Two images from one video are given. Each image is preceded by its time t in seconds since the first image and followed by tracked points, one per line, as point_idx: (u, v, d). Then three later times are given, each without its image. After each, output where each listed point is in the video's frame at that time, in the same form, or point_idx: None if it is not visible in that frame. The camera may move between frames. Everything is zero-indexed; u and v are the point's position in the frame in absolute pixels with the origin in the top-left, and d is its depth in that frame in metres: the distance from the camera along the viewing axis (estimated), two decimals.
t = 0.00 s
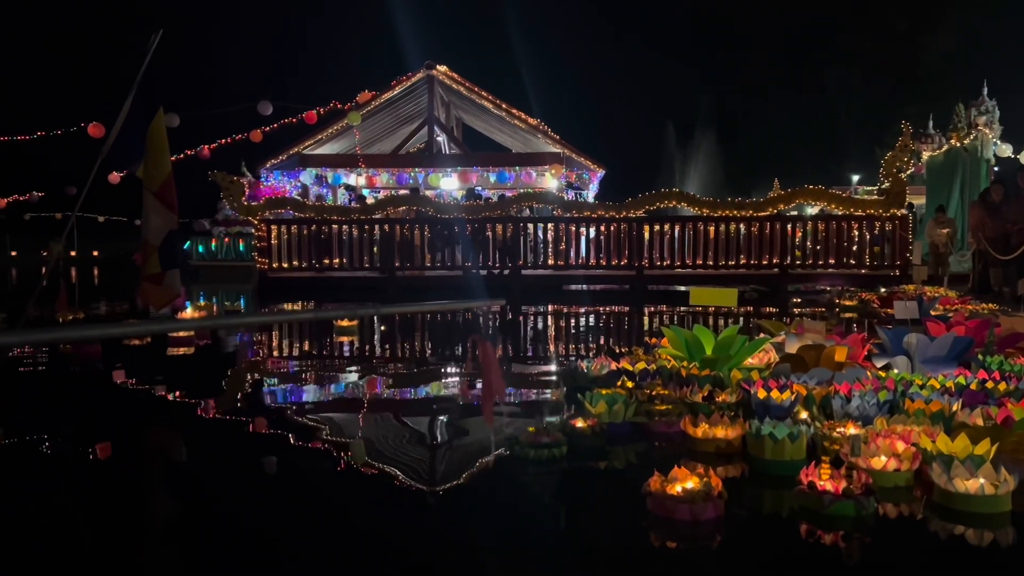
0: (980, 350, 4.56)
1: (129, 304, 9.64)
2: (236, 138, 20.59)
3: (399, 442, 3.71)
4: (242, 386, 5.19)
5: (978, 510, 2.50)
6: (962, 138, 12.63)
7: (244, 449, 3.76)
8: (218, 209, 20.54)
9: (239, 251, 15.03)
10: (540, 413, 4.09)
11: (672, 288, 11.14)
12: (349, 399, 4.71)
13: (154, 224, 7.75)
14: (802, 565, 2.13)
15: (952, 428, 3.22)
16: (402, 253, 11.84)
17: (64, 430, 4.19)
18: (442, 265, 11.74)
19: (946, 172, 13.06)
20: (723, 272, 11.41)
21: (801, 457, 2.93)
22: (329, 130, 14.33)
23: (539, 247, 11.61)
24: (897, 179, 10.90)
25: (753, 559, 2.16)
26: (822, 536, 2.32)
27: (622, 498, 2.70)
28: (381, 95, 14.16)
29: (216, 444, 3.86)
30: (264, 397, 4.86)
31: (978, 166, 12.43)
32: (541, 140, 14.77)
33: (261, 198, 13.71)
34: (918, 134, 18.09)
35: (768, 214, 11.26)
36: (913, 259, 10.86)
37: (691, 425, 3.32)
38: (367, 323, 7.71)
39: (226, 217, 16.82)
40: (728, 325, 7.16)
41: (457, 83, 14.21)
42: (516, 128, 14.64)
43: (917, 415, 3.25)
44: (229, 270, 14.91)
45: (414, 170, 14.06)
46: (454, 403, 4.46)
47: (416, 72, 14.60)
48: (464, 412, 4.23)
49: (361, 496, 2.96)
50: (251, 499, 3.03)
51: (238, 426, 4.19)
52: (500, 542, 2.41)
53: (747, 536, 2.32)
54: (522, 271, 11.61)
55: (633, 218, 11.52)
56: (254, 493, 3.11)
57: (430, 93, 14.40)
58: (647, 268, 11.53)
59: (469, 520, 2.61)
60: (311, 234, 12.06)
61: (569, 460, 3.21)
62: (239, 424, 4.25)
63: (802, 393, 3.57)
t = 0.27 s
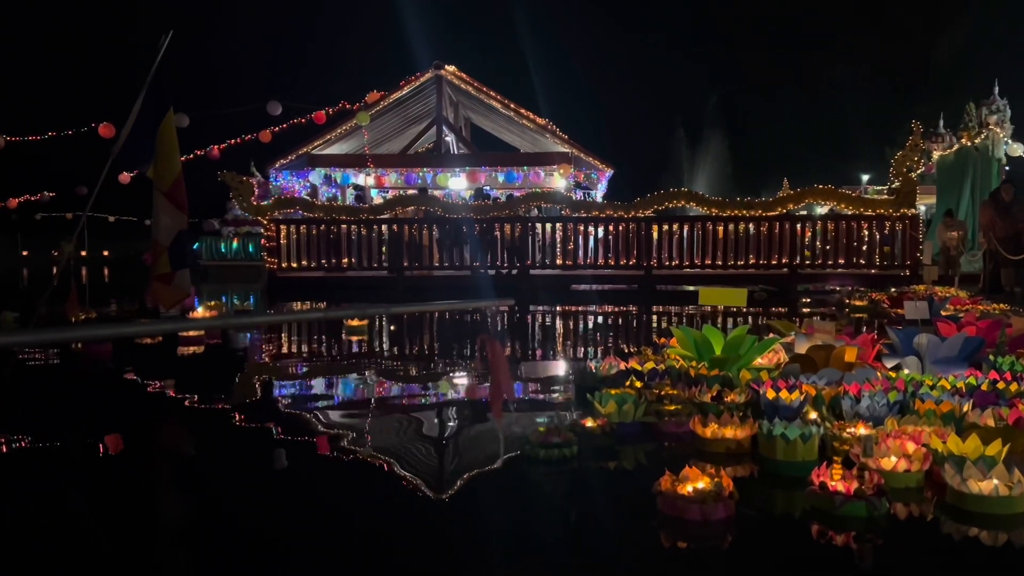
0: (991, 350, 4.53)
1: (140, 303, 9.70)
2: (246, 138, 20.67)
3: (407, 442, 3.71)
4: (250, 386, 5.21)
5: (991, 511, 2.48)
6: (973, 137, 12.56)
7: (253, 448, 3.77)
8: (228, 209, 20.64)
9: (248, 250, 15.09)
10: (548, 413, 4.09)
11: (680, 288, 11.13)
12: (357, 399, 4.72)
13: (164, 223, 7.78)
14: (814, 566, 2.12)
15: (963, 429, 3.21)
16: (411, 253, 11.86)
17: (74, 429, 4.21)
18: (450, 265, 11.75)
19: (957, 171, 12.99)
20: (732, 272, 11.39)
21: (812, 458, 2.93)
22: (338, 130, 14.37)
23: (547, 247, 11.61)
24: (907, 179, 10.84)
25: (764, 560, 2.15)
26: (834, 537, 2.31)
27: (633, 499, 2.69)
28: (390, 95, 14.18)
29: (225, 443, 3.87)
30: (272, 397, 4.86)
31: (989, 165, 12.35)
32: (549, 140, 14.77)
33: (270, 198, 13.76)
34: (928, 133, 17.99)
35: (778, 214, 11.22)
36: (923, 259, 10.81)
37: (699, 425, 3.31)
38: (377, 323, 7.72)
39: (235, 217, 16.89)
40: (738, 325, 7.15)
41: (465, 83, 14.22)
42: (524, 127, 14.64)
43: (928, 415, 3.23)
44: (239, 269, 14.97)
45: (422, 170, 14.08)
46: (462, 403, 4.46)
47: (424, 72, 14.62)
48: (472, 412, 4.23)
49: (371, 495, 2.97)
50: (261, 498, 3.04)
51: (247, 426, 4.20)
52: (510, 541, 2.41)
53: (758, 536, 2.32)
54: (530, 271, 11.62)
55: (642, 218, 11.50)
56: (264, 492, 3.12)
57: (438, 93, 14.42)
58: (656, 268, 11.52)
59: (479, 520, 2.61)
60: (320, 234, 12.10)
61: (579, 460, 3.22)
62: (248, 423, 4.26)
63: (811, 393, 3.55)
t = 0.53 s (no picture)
0: (1002, 352, 4.50)
1: (150, 304, 9.75)
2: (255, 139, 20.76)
3: (416, 442, 3.72)
4: (259, 386, 5.23)
5: (1006, 513, 2.47)
6: (984, 137, 12.49)
7: (263, 449, 3.78)
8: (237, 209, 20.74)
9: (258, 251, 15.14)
10: (557, 415, 4.09)
11: (689, 289, 11.11)
12: (366, 399, 4.73)
13: (174, 224, 7.81)
14: (826, 569, 2.12)
15: (974, 431, 3.19)
16: (419, 253, 11.87)
17: (84, 429, 4.24)
18: (459, 265, 11.76)
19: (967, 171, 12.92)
20: (741, 273, 11.36)
21: (823, 459, 2.92)
22: (347, 130, 14.40)
23: (555, 247, 11.61)
24: (917, 179, 10.80)
25: (776, 562, 2.15)
26: (846, 539, 2.31)
27: (644, 500, 2.69)
28: (398, 96, 14.21)
29: (235, 444, 3.88)
30: (281, 397, 4.88)
31: (999, 165, 12.28)
32: (557, 140, 14.77)
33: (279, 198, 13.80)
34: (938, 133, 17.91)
35: (787, 214, 11.19)
36: (933, 259, 10.76)
37: (709, 425, 3.31)
38: (388, 324, 7.73)
39: (244, 217, 16.95)
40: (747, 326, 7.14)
41: (473, 84, 14.23)
42: (532, 128, 14.64)
43: (939, 417, 3.22)
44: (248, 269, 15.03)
45: (431, 170, 14.09)
46: (471, 403, 4.47)
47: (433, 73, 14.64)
48: (481, 412, 4.23)
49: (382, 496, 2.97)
50: (272, 498, 3.06)
51: (255, 426, 4.21)
52: (520, 543, 2.42)
53: (770, 538, 2.31)
54: (538, 271, 11.62)
55: (650, 218, 11.49)
56: (272, 493, 3.13)
57: (447, 94, 14.44)
58: (664, 268, 11.51)
59: (489, 521, 2.61)
60: (329, 235, 12.12)
61: (590, 461, 3.21)
62: (257, 424, 4.27)
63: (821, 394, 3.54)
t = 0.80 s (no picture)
0: (1013, 353, 4.46)
1: (158, 304, 9.78)
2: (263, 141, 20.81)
3: (423, 442, 3.73)
4: (267, 386, 5.25)
5: (1019, 516, 2.46)
6: (994, 137, 12.40)
7: (270, 449, 3.79)
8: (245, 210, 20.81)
9: (266, 251, 15.18)
10: (565, 416, 4.08)
11: (697, 290, 11.08)
12: (374, 401, 4.72)
13: (183, 225, 7.83)
14: (838, 570, 2.11)
15: (984, 433, 3.18)
16: (427, 254, 11.87)
17: (94, 429, 4.25)
18: (466, 266, 11.77)
19: (978, 171, 12.83)
20: (749, 274, 11.33)
21: (837, 461, 2.91)
22: (356, 131, 14.41)
23: (562, 248, 11.61)
24: (927, 179, 10.76)
25: (786, 563, 2.15)
26: (857, 541, 2.30)
27: (653, 501, 2.69)
28: (406, 97, 14.23)
29: (242, 444, 3.89)
30: (289, 397, 4.90)
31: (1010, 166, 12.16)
32: (565, 141, 14.76)
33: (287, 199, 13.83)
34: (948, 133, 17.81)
35: (796, 215, 11.16)
36: (943, 260, 10.71)
37: (719, 427, 3.31)
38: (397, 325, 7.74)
39: (253, 219, 16.99)
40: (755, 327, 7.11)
41: (481, 85, 14.23)
42: (541, 128, 14.64)
43: (948, 418, 3.21)
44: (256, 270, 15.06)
45: (438, 171, 14.08)
46: (479, 404, 4.47)
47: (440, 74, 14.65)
48: (487, 414, 4.23)
49: (393, 495, 2.98)
50: (282, 498, 3.07)
51: (263, 427, 4.21)
52: (531, 544, 2.42)
53: (781, 539, 2.31)
54: (546, 272, 11.62)
55: (658, 219, 11.48)
56: (282, 492, 3.15)
57: (455, 94, 14.45)
58: (672, 269, 11.49)
59: (499, 522, 2.61)
60: (337, 236, 12.14)
61: (600, 462, 3.21)
62: (265, 424, 4.28)
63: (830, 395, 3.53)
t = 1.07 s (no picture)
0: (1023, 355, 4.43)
1: (166, 305, 9.82)
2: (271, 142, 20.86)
3: (430, 443, 3.74)
4: (274, 387, 5.26)
5: None
6: (1003, 138, 12.26)
7: (279, 451, 3.79)
8: (252, 212, 20.88)
9: (274, 252, 15.22)
10: (572, 417, 4.08)
11: (704, 291, 11.05)
12: (380, 402, 4.73)
13: (190, 226, 7.85)
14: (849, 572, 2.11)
15: (994, 435, 3.16)
16: (434, 256, 11.88)
17: (104, 430, 4.27)
18: (473, 267, 11.78)
19: (988, 172, 12.72)
20: (757, 275, 11.31)
21: (847, 463, 2.91)
22: (363, 133, 14.43)
23: (569, 249, 11.60)
24: (936, 180, 10.70)
25: (797, 565, 2.15)
26: (867, 543, 2.29)
27: (663, 503, 2.69)
28: (413, 99, 14.25)
29: (251, 446, 3.90)
30: (296, 398, 4.92)
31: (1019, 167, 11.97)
32: (572, 142, 14.75)
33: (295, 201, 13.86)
34: (957, 133, 17.72)
35: (803, 216, 11.14)
36: (952, 261, 10.68)
37: (725, 429, 3.29)
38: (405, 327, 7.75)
39: (260, 220, 17.03)
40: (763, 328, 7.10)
41: (488, 86, 14.24)
42: (547, 130, 14.63)
43: (958, 421, 3.20)
44: (263, 271, 15.10)
45: (445, 172, 14.10)
46: (485, 406, 4.47)
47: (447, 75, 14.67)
48: (493, 414, 4.24)
49: (403, 496, 2.99)
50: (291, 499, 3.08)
51: (271, 428, 4.22)
52: (541, 545, 2.42)
53: (791, 541, 2.31)
54: (553, 273, 11.61)
55: (665, 220, 11.47)
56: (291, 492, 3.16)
57: (461, 96, 14.46)
58: (679, 270, 11.47)
59: (508, 524, 2.62)
60: (344, 237, 12.17)
61: (609, 464, 3.21)
62: (273, 426, 4.28)
63: (838, 396, 3.52)
